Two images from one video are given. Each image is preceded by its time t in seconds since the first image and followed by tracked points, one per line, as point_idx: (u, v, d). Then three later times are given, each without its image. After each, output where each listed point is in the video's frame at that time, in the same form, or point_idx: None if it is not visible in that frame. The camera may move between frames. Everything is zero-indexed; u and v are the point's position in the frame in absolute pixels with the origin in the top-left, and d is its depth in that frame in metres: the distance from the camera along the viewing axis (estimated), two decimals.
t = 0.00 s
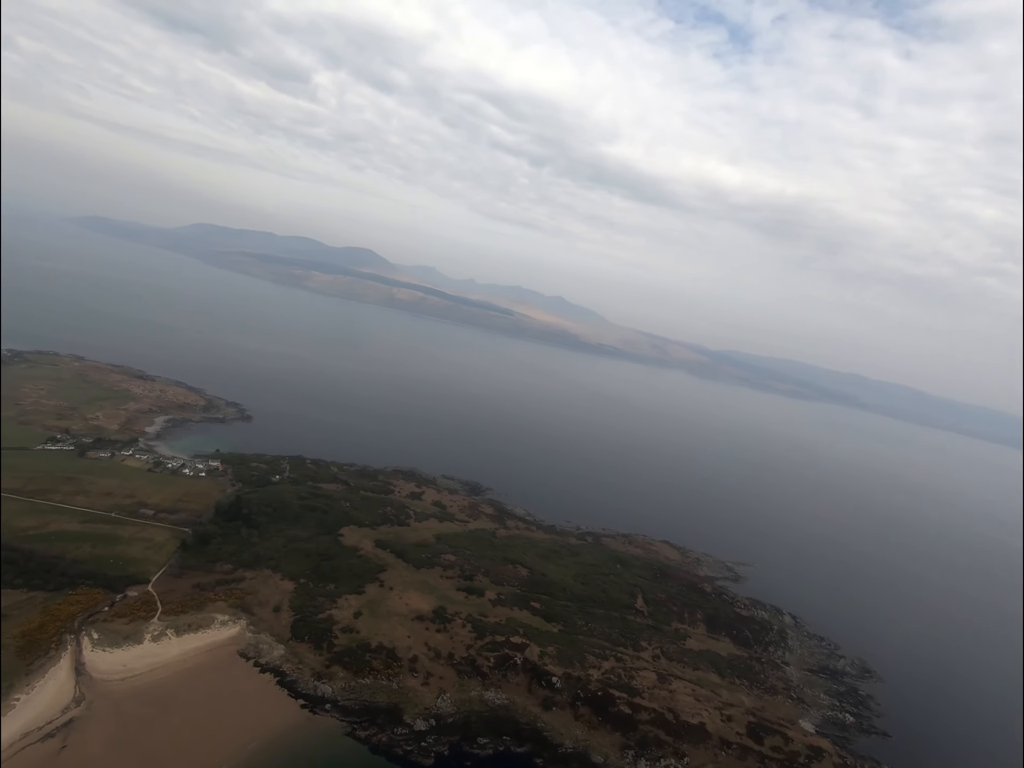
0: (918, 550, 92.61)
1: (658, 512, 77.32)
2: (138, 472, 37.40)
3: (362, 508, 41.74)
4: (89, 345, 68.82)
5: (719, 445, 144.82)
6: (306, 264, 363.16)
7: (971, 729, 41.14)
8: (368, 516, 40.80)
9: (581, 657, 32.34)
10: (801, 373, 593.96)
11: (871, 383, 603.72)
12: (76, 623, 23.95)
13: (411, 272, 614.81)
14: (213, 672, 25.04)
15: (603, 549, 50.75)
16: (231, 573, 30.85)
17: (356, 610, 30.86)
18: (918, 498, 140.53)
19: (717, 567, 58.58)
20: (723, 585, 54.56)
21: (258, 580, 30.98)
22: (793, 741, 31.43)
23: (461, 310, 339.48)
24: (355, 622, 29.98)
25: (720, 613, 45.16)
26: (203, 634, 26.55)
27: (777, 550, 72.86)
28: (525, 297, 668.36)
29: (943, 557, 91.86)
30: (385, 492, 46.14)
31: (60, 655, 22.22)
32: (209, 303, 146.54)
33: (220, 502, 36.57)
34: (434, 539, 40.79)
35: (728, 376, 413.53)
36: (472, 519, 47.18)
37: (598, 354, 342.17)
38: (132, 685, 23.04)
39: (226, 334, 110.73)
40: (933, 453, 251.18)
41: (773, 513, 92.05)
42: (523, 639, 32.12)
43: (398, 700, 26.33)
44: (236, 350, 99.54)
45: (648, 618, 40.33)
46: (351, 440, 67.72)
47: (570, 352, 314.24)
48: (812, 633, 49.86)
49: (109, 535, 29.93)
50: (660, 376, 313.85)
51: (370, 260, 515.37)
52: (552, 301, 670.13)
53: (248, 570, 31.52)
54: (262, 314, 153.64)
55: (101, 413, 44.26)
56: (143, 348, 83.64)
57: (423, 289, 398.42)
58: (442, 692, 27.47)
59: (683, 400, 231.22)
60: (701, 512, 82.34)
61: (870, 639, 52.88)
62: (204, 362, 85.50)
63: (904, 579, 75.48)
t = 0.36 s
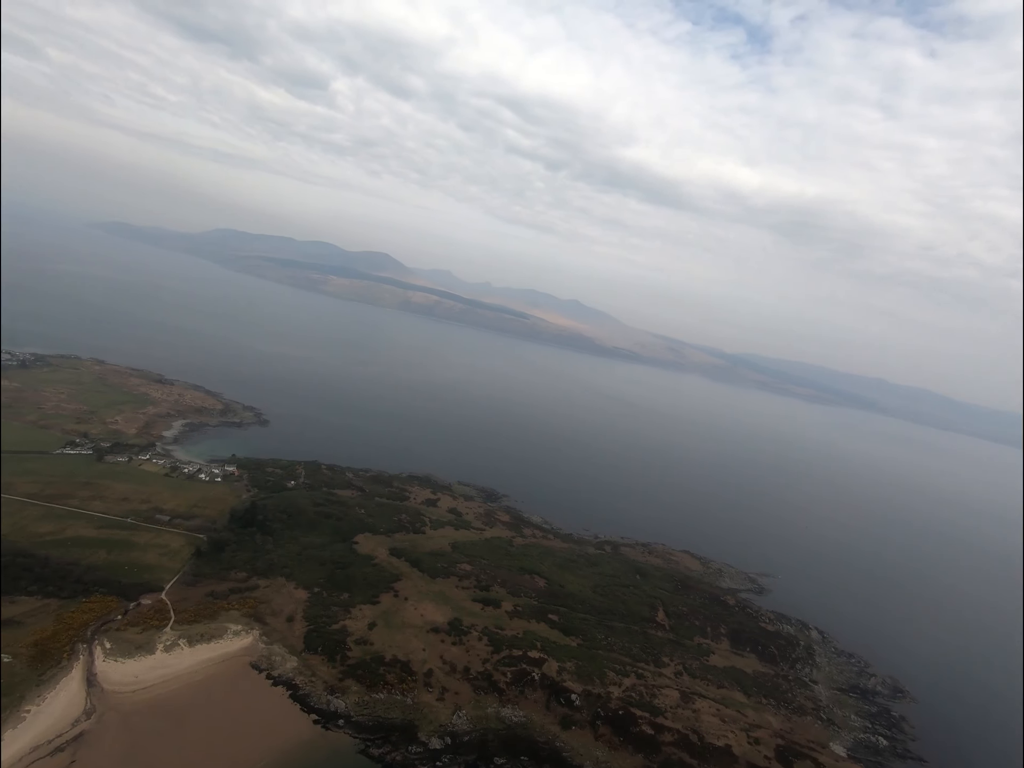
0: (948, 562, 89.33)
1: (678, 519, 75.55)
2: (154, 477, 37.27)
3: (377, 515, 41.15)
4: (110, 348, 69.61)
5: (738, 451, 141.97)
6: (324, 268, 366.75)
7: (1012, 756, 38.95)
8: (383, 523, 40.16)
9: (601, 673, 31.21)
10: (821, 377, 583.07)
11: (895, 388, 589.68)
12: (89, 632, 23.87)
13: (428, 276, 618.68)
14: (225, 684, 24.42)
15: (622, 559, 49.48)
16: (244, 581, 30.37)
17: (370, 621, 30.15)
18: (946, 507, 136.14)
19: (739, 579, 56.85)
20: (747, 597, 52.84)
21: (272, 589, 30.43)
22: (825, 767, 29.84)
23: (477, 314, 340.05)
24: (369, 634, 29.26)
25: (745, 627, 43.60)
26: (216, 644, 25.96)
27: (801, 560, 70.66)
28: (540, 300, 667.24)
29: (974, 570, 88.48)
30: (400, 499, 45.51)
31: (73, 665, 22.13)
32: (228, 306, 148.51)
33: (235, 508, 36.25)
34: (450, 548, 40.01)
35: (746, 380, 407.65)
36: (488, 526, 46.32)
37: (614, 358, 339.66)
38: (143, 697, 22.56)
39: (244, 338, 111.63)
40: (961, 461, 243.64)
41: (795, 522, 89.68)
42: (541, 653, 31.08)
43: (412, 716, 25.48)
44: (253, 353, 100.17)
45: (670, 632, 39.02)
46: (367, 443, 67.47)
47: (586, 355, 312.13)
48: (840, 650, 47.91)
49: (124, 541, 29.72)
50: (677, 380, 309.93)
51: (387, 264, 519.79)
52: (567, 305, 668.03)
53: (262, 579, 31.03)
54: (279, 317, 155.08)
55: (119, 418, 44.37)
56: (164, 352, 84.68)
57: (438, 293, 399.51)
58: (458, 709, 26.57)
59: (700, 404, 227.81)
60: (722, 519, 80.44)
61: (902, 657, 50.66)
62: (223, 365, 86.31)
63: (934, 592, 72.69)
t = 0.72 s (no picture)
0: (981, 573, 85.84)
1: (698, 526, 73.73)
2: (170, 481, 37.18)
3: (392, 522, 40.52)
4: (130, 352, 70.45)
5: (759, 456, 138.89)
6: (341, 271, 370.12)
7: None
8: (398, 530, 39.52)
9: (621, 690, 30.05)
10: (843, 380, 570.93)
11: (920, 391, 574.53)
12: (101, 641, 23.70)
13: (443, 278, 620.40)
14: (236, 696, 23.82)
15: (641, 569, 48.18)
16: (258, 589, 29.87)
17: (384, 632, 29.45)
18: (978, 516, 131.36)
19: (762, 590, 55.11)
20: (771, 610, 51.12)
21: (285, 598, 29.89)
22: None
23: (492, 316, 339.60)
24: (383, 645, 28.54)
25: (770, 643, 42.04)
26: (228, 654, 25.41)
27: (826, 570, 68.36)
28: (556, 302, 665.53)
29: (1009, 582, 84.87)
30: (415, 505, 44.87)
31: (83, 675, 21.99)
32: (247, 309, 150.13)
33: (250, 514, 35.89)
34: (465, 556, 39.20)
35: (766, 384, 400.36)
36: (504, 534, 45.45)
37: (631, 361, 336.35)
38: (153, 710, 22.09)
39: (262, 341, 112.52)
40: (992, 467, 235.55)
41: (820, 530, 87.06)
42: (560, 668, 30.05)
43: (427, 733, 24.62)
44: (271, 356, 100.82)
45: (692, 646, 37.70)
46: (383, 446, 67.01)
47: (602, 358, 309.94)
48: (870, 667, 45.95)
49: (138, 548, 29.61)
50: (695, 383, 305.65)
51: (403, 266, 522.47)
52: (583, 306, 665.08)
53: (275, 587, 30.51)
54: (297, 320, 156.43)
55: (137, 421, 44.56)
56: (184, 354, 85.55)
57: (454, 295, 400.23)
58: (474, 725, 25.66)
59: (719, 408, 224.15)
60: (745, 526, 78.37)
61: (935, 674, 48.42)
62: (242, 367, 86.88)
63: (967, 605, 69.73)
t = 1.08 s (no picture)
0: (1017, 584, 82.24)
1: (719, 532, 71.81)
2: (185, 485, 36.98)
3: (406, 528, 39.85)
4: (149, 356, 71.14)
5: (779, 460, 135.78)
6: (357, 274, 372.80)
7: None
8: (412, 537, 38.84)
9: (643, 707, 28.87)
10: (866, 383, 558.54)
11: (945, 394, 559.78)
12: (113, 650, 23.28)
13: (458, 281, 622.35)
14: (249, 710, 23.16)
15: (661, 578, 46.82)
16: (271, 597, 29.33)
17: (399, 643, 28.72)
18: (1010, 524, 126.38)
19: (787, 601, 53.35)
20: (796, 623, 49.35)
21: (299, 606, 29.28)
22: None
23: (507, 318, 339.24)
24: (397, 657, 27.79)
25: (796, 658, 40.43)
26: (241, 665, 24.79)
27: (853, 580, 65.98)
28: (570, 304, 662.67)
29: None
30: (430, 511, 44.15)
31: (94, 686, 21.55)
32: (265, 313, 151.73)
33: (264, 519, 35.49)
34: (481, 564, 38.35)
35: (785, 387, 393.36)
36: (521, 541, 44.52)
37: (646, 363, 332.83)
38: (164, 723, 21.50)
39: (278, 343, 113.27)
40: None
41: (846, 537, 84.48)
42: (579, 684, 28.99)
43: (442, 751, 23.76)
44: (287, 359, 101.25)
45: (715, 662, 36.32)
46: (398, 449, 66.56)
47: (618, 360, 306.76)
48: (902, 684, 43.93)
49: (152, 553, 29.28)
50: (712, 386, 301.23)
51: (418, 269, 525.48)
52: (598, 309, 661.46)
53: (289, 594, 29.96)
54: (313, 323, 157.27)
55: (154, 425, 44.59)
56: (202, 357, 86.36)
57: (468, 297, 400.77)
58: (490, 744, 24.71)
59: (738, 411, 220.36)
60: (767, 533, 76.32)
61: (972, 693, 46.11)
62: (259, 370, 87.49)
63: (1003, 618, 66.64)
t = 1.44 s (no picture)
0: None
1: (740, 538, 69.86)
2: (201, 489, 36.88)
3: (421, 534, 39.15)
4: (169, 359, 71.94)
5: (802, 464, 132.57)
6: (374, 276, 375.52)
7: None
8: (428, 543, 38.15)
9: (666, 726, 27.69)
10: (890, 386, 545.40)
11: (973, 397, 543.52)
12: (125, 659, 23.06)
13: (474, 282, 623.45)
14: (260, 723, 22.60)
15: (682, 589, 45.45)
16: (285, 605, 28.82)
17: (414, 655, 27.98)
18: None
19: (812, 613, 51.54)
20: (823, 637, 47.58)
21: (312, 615, 28.72)
22: None
23: (522, 320, 338.52)
24: (412, 669, 27.04)
25: (826, 674, 38.80)
26: (254, 676, 24.27)
27: (883, 589, 63.49)
28: (586, 306, 659.29)
29: None
30: (446, 517, 43.44)
31: (105, 697, 21.11)
32: (282, 315, 153.21)
33: (279, 525, 35.08)
34: (498, 573, 37.47)
35: (806, 389, 385.82)
36: (538, 549, 43.58)
37: (663, 365, 328.90)
38: (174, 737, 21.09)
39: (296, 345, 114.04)
40: None
41: (873, 545, 81.86)
42: (599, 700, 27.91)
43: None
44: (305, 360, 101.70)
45: (740, 678, 34.92)
46: (414, 452, 66.10)
47: (634, 362, 303.64)
48: (937, 704, 41.87)
49: (167, 559, 29.05)
50: (731, 388, 296.54)
51: (434, 271, 527.71)
52: (614, 310, 656.97)
53: (303, 602, 29.42)
54: (330, 325, 158.33)
55: (172, 428, 44.70)
56: (220, 359, 87.13)
57: (484, 299, 400.94)
58: (508, 763, 23.77)
59: (758, 414, 216.33)
60: (791, 539, 74.17)
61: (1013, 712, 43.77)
62: (276, 371, 88.00)
63: None
